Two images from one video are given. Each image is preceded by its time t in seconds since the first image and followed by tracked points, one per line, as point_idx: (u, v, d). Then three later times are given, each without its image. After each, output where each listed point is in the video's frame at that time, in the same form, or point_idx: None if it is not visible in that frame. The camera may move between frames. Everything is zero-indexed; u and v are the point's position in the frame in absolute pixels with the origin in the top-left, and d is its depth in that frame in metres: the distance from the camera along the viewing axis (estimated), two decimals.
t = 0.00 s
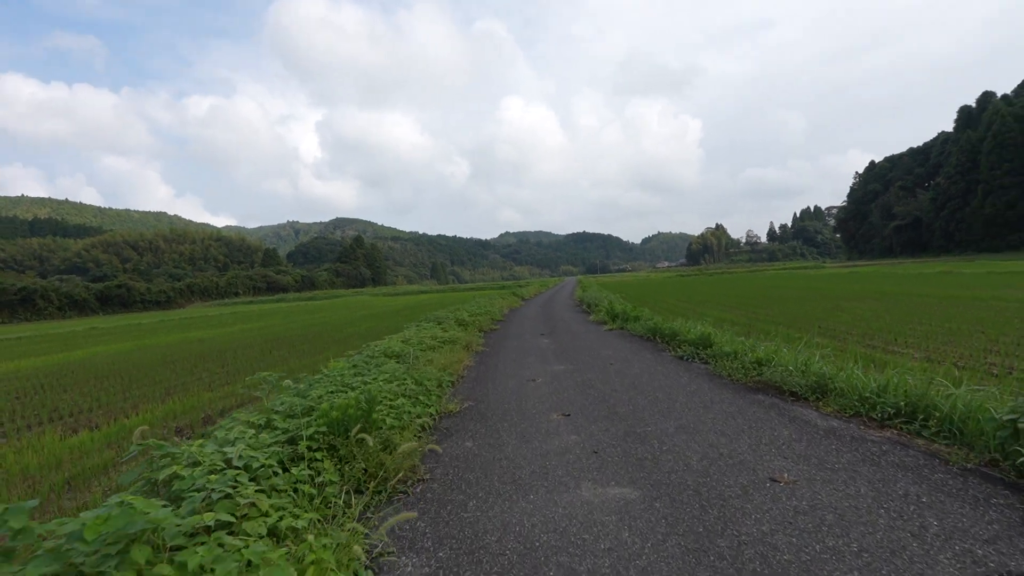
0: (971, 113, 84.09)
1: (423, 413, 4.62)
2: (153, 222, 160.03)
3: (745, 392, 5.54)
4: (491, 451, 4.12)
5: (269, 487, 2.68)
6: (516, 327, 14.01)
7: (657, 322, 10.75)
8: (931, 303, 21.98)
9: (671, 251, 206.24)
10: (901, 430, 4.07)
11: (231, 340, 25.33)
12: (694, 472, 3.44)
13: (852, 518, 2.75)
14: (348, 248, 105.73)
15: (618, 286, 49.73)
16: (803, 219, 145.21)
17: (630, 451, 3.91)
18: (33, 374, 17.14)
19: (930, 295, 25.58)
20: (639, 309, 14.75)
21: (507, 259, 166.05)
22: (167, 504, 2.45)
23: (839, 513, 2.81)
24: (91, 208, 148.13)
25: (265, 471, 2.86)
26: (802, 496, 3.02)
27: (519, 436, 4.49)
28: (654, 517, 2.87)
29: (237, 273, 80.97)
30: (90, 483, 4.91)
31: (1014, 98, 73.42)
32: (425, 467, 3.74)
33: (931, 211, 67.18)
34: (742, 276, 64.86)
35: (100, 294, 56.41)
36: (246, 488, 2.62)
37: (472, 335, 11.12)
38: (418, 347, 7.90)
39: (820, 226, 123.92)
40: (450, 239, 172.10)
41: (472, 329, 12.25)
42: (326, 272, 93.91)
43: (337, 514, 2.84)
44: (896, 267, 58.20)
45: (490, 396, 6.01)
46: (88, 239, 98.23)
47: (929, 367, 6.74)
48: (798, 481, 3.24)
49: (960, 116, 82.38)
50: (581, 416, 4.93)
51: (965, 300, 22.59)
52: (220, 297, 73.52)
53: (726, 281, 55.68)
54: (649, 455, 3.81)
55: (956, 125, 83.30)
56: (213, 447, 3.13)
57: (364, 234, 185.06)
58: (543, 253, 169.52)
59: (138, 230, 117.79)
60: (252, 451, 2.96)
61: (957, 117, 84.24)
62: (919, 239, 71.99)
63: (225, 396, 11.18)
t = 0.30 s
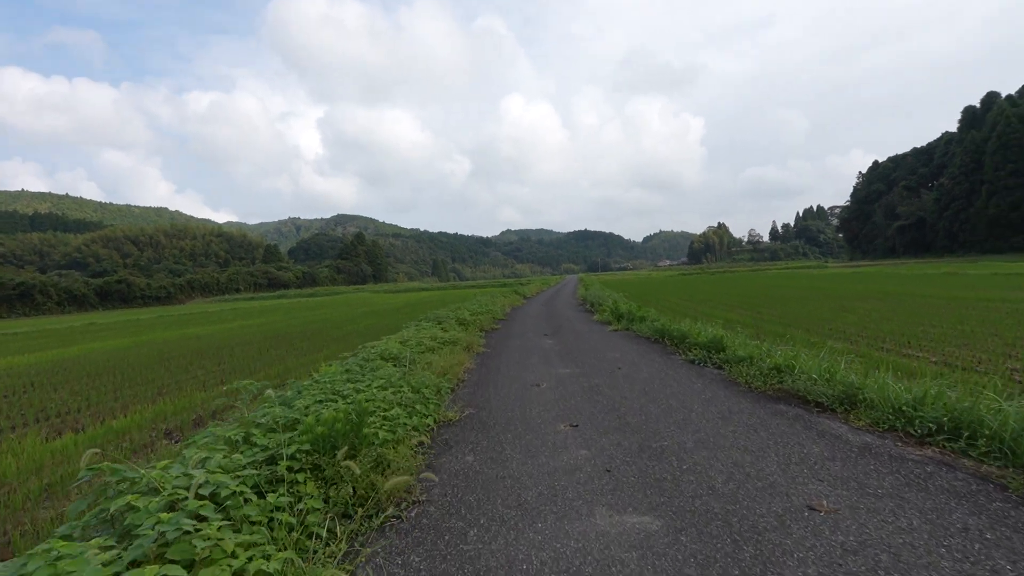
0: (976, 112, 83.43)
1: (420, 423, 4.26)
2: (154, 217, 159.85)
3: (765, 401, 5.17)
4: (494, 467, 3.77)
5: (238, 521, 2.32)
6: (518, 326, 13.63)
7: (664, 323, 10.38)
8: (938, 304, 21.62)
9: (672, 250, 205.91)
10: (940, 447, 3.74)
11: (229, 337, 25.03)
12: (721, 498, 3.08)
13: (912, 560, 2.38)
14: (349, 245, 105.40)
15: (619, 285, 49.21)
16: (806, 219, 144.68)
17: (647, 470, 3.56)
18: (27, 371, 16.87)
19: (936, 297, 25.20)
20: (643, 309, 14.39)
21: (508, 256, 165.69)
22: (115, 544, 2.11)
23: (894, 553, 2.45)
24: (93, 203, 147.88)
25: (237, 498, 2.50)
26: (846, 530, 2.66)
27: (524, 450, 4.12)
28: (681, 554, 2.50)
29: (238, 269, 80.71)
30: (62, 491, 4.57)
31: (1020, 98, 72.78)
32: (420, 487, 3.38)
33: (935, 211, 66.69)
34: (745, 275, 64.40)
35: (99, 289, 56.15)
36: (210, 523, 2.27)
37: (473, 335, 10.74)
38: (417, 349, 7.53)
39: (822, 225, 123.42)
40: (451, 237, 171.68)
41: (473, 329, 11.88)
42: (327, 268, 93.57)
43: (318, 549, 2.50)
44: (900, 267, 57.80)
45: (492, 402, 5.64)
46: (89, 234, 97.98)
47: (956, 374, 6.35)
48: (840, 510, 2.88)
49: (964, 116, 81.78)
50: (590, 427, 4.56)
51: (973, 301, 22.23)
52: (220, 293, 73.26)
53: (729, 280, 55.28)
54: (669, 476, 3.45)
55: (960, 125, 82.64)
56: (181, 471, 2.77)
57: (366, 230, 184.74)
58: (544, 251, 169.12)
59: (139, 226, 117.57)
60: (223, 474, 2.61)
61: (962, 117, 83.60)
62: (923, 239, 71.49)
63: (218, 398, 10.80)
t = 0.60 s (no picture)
0: (988, 108, 82.05)
1: (422, 427, 3.86)
2: (160, 213, 160.20)
3: (797, 404, 4.77)
4: (504, 479, 3.37)
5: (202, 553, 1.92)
6: (525, 323, 13.21)
7: (678, 320, 9.96)
8: (954, 302, 21.11)
9: (678, 248, 204.94)
10: (1006, 460, 3.33)
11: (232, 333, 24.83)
12: (765, 519, 2.69)
13: None
14: (354, 241, 105.31)
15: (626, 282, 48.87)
16: (813, 216, 143.38)
17: (677, 484, 3.17)
18: (27, 366, 16.68)
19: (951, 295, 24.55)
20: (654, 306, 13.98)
21: (513, 253, 165.30)
22: None
23: None
24: (101, 200, 148.57)
25: (206, 522, 2.12)
26: (922, 563, 2.26)
27: (536, 457, 3.75)
28: None
29: (243, 265, 80.63)
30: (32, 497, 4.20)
31: None
32: (422, 502, 3.00)
33: (945, 208, 65.77)
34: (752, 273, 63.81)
35: (106, 285, 56.20)
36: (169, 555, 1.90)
37: (478, 332, 10.32)
38: (420, 346, 7.13)
39: (830, 223, 122.29)
40: (456, 233, 171.41)
41: (478, 325, 11.49)
42: (332, 264, 93.32)
43: None
44: (910, 265, 56.98)
45: (500, 404, 5.25)
46: (97, 230, 98.35)
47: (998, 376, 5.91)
48: (907, 536, 2.49)
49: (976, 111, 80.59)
50: (608, 433, 4.15)
51: (991, 299, 21.68)
52: (226, 288, 73.17)
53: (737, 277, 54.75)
54: (703, 492, 3.05)
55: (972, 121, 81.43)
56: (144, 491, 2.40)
57: (371, 227, 184.76)
58: (550, 248, 168.65)
59: (145, 222, 117.83)
60: (194, 491, 2.24)
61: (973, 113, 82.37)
62: (933, 237, 70.55)
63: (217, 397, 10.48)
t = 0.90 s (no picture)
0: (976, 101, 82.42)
1: (417, 450, 3.49)
2: (150, 219, 158.63)
3: (822, 413, 4.43)
4: (509, 510, 3.02)
5: None
6: (522, 326, 12.83)
7: (680, 321, 9.64)
8: (950, 296, 20.96)
9: (671, 245, 205.29)
10: None
11: (223, 340, 24.32)
12: (813, 561, 2.34)
13: None
14: (347, 244, 104.63)
15: (621, 281, 48.58)
16: (805, 211, 143.79)
17: (703, 515, 2.82)
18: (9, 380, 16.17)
19: (946, 288, 24.37)
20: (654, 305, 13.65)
21: (507, 253, 164.90)
22: None
23: None
24: (90, 207, 146.85)
25: None
26: None
27: (544, 482, 3.39)
28: None
29: (235, 271, 79.80)
30: None
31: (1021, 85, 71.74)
32: (417, 543, 2.63)
33: (936, 201, 66.00)
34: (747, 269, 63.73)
35: (95, 293, 55.33)
36: None
37: (474, 337, 9.95)
38: (415, 356, 6.75)
39: (822, 218, 122.73)
40: (450, 235, 170.77)
41: (475, 330, 11.11)
42: (325, 268, 92.53)
43: None
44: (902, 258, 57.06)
45: (501, 419, 4.89)
46: (86, 238, 97.13)
47: None
48: None
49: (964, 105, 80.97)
50: (621, 451, 3.81)
51: (988, 292, 21.54)
52: (218, 294, 72.35)
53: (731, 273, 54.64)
54: (734, 525, 2.70)
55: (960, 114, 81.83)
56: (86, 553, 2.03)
57: (364, 230, 183.89)
58: (544, 247, 168.38)
59: (136, 228, 116.48)
60: (141, 558, 1.86)
61: (962, 106, 82.75)
62: (924, 230, 70.80)
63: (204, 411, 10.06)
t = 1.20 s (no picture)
0: (972, 103, 82.53)
1: (400, 463, 3.12)
2: (144, 214, 157.22)
3: (846, 421, 4.08)
4: (505, 534, 2.65)
5: None
6: (517, 324, 12.46)
7: (682, 320, 9.28)
8: (950, 296, 20.74)
9: (666, 244, 205.52)
10: None
11: (212, 336, 23.89)
12: None
13: None
14: (341, 240, 103.91)
15: (618, 279, 48.33)
16: (800, 211, 143.91)
17: (727, 542, 2.47)
18: None
19: (945, 289, 24.18)
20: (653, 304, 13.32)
21: (502, 250, 164.39)
22: None
23: None
24: (82, 200, 145.19)
25: None
26: None
27: (542, 500, 3.02)
28: None
29: (228, 266, 78.99)
30: None
31: (1016, 87, 71.84)
32: None
33: (931, 203, 66.09)
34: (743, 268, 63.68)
35: (85, 287, 54.58)
36: None
37: (467, 335, 9.55)
38: (404, 355, 6.36)
39: (817, 218, 123.04)
40: (445, 232, 170.19)
41: (469, 328, 10.71)
42: (319, 264, 91.75)
43: None
44: (897, 259, 57.05)
45: (496, 425, 4.52)
46: (77, 231, 96.02)
47: None
48: None
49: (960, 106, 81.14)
50: (629, 465, 3.44)
51: (987, 292, 21.35)
52: (210, 290, 71.58)
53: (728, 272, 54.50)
54: (763, 557, 2.34)
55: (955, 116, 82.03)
56: None
57: (359, 226, 182.95)
58: (539, 245, 168.07)
59: (128, 222, 115.35)
60: None
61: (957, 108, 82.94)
62: (919, 231, 70.90)
63: (186, 411, 9.67)
